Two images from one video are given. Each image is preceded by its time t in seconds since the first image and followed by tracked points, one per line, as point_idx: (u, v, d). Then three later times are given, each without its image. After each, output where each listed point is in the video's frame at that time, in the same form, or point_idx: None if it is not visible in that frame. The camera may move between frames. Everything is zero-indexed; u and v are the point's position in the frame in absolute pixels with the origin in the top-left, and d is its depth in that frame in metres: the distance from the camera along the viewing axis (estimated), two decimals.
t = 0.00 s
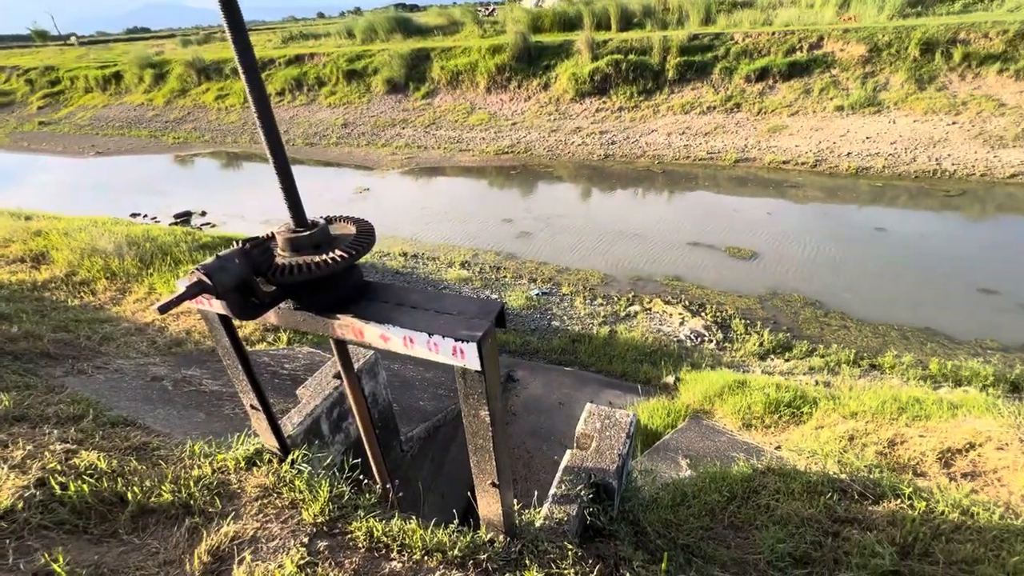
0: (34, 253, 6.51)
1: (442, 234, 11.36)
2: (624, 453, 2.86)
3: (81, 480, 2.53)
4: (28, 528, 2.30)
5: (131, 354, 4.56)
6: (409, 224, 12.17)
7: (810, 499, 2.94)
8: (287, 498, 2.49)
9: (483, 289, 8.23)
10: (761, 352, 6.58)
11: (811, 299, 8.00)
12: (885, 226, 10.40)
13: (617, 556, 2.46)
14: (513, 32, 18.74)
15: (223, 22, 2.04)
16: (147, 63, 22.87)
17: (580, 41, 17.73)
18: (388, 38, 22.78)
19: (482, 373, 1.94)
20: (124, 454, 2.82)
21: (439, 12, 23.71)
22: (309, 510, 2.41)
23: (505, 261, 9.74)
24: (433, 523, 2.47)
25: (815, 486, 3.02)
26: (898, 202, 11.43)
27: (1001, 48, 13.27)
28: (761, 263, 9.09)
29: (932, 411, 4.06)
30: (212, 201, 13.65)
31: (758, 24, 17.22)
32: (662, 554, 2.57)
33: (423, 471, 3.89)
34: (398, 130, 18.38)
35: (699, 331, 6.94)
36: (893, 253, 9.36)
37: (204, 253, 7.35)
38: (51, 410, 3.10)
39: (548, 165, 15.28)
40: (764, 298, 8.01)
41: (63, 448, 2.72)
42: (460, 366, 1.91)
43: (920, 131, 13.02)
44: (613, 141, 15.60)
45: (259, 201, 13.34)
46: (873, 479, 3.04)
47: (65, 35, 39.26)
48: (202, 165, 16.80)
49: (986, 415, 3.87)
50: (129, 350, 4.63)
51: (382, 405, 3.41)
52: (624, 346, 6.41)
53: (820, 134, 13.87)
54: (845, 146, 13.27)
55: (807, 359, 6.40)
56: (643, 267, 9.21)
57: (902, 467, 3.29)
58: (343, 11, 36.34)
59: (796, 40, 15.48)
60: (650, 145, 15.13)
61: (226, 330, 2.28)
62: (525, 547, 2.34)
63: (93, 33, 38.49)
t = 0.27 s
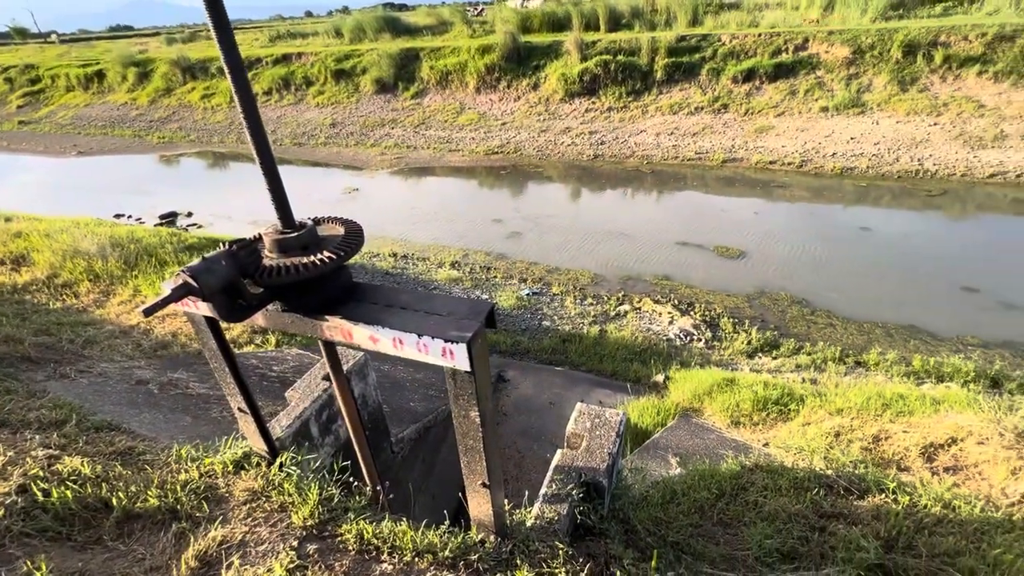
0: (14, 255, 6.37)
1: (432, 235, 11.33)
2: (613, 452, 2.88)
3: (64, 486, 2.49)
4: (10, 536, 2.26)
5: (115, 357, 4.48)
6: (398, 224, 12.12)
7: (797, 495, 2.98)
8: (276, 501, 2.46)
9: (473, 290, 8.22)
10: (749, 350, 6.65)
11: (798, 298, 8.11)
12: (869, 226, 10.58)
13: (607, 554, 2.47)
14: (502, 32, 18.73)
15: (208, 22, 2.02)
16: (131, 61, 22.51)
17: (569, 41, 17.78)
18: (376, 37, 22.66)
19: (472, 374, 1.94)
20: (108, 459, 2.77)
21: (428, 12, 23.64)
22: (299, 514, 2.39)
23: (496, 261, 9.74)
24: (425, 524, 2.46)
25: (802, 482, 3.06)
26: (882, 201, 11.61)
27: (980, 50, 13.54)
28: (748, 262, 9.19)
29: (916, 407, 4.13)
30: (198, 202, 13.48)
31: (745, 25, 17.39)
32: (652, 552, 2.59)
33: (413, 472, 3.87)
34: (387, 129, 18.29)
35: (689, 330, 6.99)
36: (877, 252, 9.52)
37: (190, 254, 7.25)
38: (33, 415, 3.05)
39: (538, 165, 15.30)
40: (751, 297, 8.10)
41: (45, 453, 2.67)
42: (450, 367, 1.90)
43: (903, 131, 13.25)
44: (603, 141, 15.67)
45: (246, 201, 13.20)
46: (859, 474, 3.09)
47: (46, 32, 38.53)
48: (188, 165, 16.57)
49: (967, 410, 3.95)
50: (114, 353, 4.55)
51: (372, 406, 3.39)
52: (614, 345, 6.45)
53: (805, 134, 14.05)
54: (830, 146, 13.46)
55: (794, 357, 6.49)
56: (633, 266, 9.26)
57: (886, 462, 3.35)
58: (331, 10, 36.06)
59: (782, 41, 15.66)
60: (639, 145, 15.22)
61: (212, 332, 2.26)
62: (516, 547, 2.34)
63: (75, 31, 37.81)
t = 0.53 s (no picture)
0: None
1: (424, 234, 11.29)
2: (606, 452, 2.88)
3: (48, 489, 2.45)
4: None
5: (102, 358, 4.42)
6: (391, 223, 12.06)
7: (787, 493, 3.01)
8: (265, 503, 2.44)
9: (465, 289, 8.21)
10: (739, 349, 6.70)
11: (788, 297, 8.18)
12: (858, 226, 10.69)
13: (599, 554, 2.47)
14: (494, 31, 18.70)
15: (196, 18, 1.99)
16: (119, 58, 22.20)
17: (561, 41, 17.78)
18: (368, 35, 22.54)
19: (462, 375, 1.94)
20: (94, 461, 2.74)
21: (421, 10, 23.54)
22: (289, 515, 2.37)
23: (488, 260, 9.72)
24: (416, 525, 2.45)
25: (792, 480, 3.09)
26: (870, 202, 11.74)
27: (967, 53, 13.73)
28: (739, 262, 9.26)
29: (904, 405, 4.18)
30: (187, 200, 13.33)
31: (736, 26, 17.51)
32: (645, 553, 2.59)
33: (405, 473, 3.85)
34: (379, 128, 18.20)
35: (680, 329, 7.03)
36: (865, 252, 9.62)
37: (179, 253, 7.17)
38: (16, 417, 3.00)
39: (530, 164, 15.30)
40: (742, 297, 8.15)
41: (28, 456, 2.63)
42: (442, 367, 1.90)
43: (891, 133, 13.41)
44: (595, 141, 15.70)
45: (236, 200, 13.08)
46: (847, 472, 3.12)
47: (30, 27, 37.86)
48: (177, 163, 16.39)
49: (953, 407, 4.00)
50: (100, 353, 4.49)
51: (363, 407, 3.36)
52: (606, 345, 6.46)
53: (795, 135, 14.17)
54: (820, 147, 13.58)
55: (784, 356, 6.54)
56: (625, 266, 9.29)
57: (874, 460, 3.39)
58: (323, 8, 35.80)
59: (773, 43, 15.79)
60: (631, 145, 15.26)
61: (200, 332, 2.23)
62: (508, 548, 2.34)
63: (61, 26, 37.24)
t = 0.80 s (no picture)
0: None
1: (421, 233, 11.27)
2: (604, 452, 2.88)
3: (43, 489, 2.42)
4: None
5: (96, 356, 4.38)
6: (387, 222, 12.03)
7: (784, 493, 3.02)
8: (263, 503, 2.43)
9: (462, 288, 8.20)
10: (735, 349, 6.73)
11: (784, 298, 8.21)
12: (853, 227, 10.75)
13: (598, 554, 2.48)
14: (492, 30, 18.66)
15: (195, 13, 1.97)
16: (112, 53, 22.03)
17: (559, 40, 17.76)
18: (365, 33, 22.45)
19: (463, 375, 1.93)
20: (89, 461, 2.71)
21: (418, 8, 23.47)
22: (287, 516, 2.36)
23: (485, 260, 9.71)
24: (415, 525, 2.44)
25: (789, 480, 3.11)
26: (865, 203, 11.80)
27: (961, 56, 13.82)
28: (735, 262, 9.29)
29: (898, 405, 4.21)
30: (182, 197, 13.25)
31: (733, 27, 17.55)
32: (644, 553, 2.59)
33: (403, 472, 3.84)
34: (375, 126, 18.14)
35: (676, 329, 7.05)
36: (860, 253, 9.67)
37: (174, 251, 7.12)
38: (9, 417, 2.97)
39: (527, 164, 15.30)
40: (738, 297, 8.19)
41: (23, 455, 2.60)
42: (442, 367, 1.89)
43: (885, 135, 13.48)
44: (592, 140, 15.71)
45: (232, 198, 13.00)
46: (843, 472, 3.13)
47: (22, 21, 37.48)
48: (171, 160, 16.28)
49: (946, 407, 4.03)
50: (95, 352, 4.45)
51: (361, 406, 3.35)
52: (603, 344, 6.47)
53: (791, 136, 14.23)
54: (816, 148, 13.65)
55: (780, 356, 6.58)
56: (622, 265, 9.31)
57: (869, 460, 3.41)
58: (319, 5, 35.62)
59: (769, 44, 15.84)
60: (628, 145, 15.28)
61: (198, 331, 2.22)
62: (507, 548, 2.34)
63: (54, 21, 36.90)
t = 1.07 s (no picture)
0: None
1: (419, 231, 11.26)
2: (603, 452, 2.88)
3: (39, 486, 2.41)
4: None
5: (92, 352, 4.36)
6: (386, 219, 12.00)
7: (781, 493, 3.03)
8: (261, 501, 2.42)
9: (461, 287, 8.19)
10: (733, 349, 6.75)
11: (781, 298, 8.23)
12: (851, 228, 10.77)
13: (597, 553, 2.48)
14: (491, 27, 18.61)
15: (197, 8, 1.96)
16: (110, 48, 21.91)
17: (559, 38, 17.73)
18: (365, 30, 22.37)
19: (463, 374, 1.93)
20: (86, 458, 2.70)
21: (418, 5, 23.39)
22: (285, 514, 2.35)
23: (483, 258, 9.70)
24: (414, 524, 2.44)
25: (786, 480, 3.11)
26: (863, 205, 11.83)
27: (960, 58, 13.84)
28: (733, 262, 9.30)
29: (895, 406, 4.23)
30: (179, 193, 13.20)
31: (733, 27, 17.54)
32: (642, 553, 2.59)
33: (401, 471, 3.84)
34: (374, 123, 18.10)
35: (674, 329, 7.06)
36: (858, 254, 9.70)
37: (171, 247, 7.09)
38: (5, 413, 2.95)
39: (526, 162, 15.28)
40: (736, 297, 8.20)
41: (19, 452, 2.59)
42: (443, 366, 1.89)
43: (884, 136, 13.51)
44: (591, 139, 15.70)
45: (229, 194, 12.96)
46: (841, 473, 3.14)
47: (18, 15, 37.23)
48: (169, 155, 16.21)
49: (943, 409, 4.04)
50: (91, 348, 4.43)
51: (359, 404, 3.35)
52: (601, 343, 6.47)
53: (790, 137, 14.25)
54: (815, 149, 13.66)
55: (777, 356, 6.59)
56: (620, 265, 9.32)
57: (866, 461, 3.42)
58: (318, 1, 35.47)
59: (769, 44, 15.84)
60: (628, 144, 15.28)
61: (196, 328, 2.21)
62: (506, 547, 2.34)
63: (51, 15, 36.68)
